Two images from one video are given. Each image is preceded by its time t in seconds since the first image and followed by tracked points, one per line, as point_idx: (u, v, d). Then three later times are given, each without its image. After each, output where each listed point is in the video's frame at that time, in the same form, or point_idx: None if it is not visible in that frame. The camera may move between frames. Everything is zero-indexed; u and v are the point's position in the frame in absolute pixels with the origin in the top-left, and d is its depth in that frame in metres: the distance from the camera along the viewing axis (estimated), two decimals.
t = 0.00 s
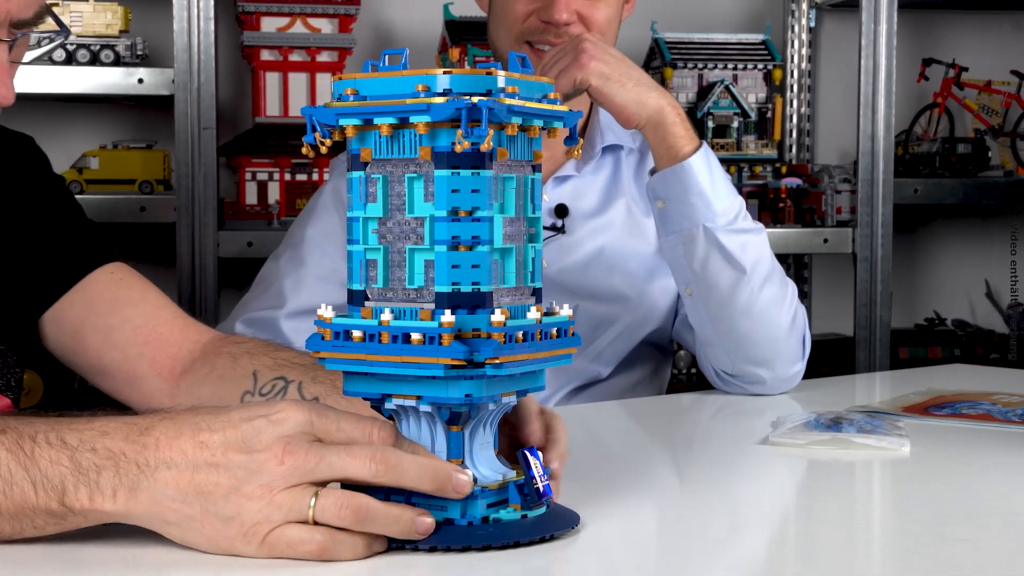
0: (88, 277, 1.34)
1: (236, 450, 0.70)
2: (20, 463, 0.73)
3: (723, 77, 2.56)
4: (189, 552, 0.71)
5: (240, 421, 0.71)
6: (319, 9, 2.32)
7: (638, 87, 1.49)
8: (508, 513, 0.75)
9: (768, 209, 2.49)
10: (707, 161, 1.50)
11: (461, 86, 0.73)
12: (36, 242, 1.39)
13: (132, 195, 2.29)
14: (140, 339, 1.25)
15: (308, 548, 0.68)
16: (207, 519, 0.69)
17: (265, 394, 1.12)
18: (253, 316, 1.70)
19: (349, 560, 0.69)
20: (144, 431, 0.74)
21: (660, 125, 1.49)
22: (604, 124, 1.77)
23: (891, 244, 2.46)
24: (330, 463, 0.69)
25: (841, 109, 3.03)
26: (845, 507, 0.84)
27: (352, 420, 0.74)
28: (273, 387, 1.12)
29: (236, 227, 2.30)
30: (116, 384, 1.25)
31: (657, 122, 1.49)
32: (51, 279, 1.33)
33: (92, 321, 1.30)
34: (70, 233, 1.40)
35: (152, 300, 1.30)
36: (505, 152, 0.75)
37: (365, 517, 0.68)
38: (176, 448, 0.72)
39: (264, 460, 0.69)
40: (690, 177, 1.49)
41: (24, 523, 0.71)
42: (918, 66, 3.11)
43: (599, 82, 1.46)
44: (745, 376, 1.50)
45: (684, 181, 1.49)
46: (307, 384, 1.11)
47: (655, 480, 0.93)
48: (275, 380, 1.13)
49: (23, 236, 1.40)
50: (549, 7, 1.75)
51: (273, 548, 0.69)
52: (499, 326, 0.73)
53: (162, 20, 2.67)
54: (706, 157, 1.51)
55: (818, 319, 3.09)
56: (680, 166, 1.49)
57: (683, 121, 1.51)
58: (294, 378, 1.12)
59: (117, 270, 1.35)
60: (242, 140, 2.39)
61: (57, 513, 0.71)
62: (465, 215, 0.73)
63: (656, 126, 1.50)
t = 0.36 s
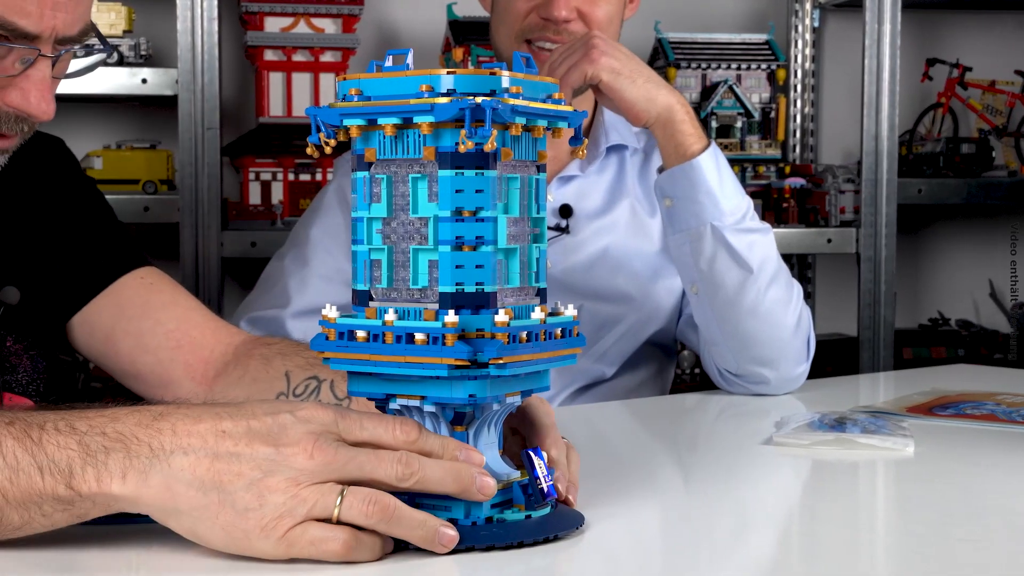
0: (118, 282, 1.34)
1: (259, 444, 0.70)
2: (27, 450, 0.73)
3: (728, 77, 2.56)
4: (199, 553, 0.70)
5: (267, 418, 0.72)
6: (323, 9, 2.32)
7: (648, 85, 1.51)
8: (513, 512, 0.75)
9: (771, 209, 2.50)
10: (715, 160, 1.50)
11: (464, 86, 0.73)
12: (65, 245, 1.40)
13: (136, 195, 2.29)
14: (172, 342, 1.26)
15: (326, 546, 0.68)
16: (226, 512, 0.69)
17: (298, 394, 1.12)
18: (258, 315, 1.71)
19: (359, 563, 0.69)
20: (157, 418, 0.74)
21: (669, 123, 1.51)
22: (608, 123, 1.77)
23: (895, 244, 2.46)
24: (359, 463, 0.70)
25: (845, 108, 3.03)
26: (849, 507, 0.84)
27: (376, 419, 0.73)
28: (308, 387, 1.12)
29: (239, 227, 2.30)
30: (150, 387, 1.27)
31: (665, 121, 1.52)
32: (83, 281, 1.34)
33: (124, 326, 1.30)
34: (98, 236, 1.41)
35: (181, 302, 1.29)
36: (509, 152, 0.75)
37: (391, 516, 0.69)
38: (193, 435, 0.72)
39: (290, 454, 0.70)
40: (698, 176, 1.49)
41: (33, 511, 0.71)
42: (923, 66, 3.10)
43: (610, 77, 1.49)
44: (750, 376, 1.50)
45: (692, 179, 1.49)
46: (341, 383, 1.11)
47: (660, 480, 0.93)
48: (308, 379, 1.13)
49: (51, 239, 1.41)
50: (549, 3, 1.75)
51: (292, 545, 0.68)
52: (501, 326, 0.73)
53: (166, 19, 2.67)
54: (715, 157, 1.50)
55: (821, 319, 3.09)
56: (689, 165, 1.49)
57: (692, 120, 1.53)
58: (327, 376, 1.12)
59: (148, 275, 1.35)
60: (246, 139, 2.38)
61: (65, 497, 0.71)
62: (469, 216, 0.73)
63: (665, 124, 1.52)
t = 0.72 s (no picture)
0: (116, 281, 1.34)
1: (268, 446, 0.71)
2: (53, 453, 0.73)
3: (729, 77, 2.56)
4: (211, 551, 0.70)
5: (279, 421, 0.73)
6: (325, 10, 2.33)
7: (657, 80, 1.50)
8: (516, 513, 0.76)
9: (773, 209, 2.51)
10: (722, 159, 1.50)
11: (464, 86, 0.73)
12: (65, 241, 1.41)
13: (138, 195, 2.29)
14: (166, 345, 1.26)
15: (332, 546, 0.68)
16: (240, 510, 0.69)
17: (285, 406, 1.10)
18: (261, 315, 1.71)
19: (368, 561, 0.69)
20: (181, 423, 0.75)
21: (675, 120, 1.50)
22: (610, 122, 1.77)
23: (898, 244, 2.45)
24: (366, 460, 0.70)
25: (847, 108, 3.02)
26: (851, 507, 0.84)
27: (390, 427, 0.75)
28: (294, 398, 1.10)
29: (241, 227, 2.30)
30: (146, 391, 1.27)
31: (672, 117, 1.51)
32: (82, 279, 1.34)
33: (120, 328, 1.30)
34: (99, 234, 1.41)
35: (175, 304, 1.30)
36: (510, 152, 0.75)
37: (395, 511, 0.68)
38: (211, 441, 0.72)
39: (302, 455, 0.70)
40: (704, 174, 1.49)
41: (54, 513, 0.70)
42: (924, 66, 3.10)
43: (621, 67, 1.48)
44: (753, 376, 1.50)
45: (698, 177, 1.49)
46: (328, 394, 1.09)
47: (663, 479, 0.94)
48: (294, 391, 1.11)
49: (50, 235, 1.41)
50: None
51: (300, 542, 0.69)
52: (504, 326, 0.73)
53: (168, 20, 2.67)
54: (721, 156, 1.50)
55: (823, 319, 3.09)
56: (695, 163, 1.49)
57: (699, 118, 1.52)
58: (313, 387, 1.10)
59: (143, 275, 1.35)
60: (248, 140, 2.42)
61: (89, 501, 0.70)
62: (471, 215, 0.73)
63: (671, 120, 1.51)
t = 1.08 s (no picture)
0: (121, 281, 1.35)
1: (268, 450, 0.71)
2: (58, 461, 0.73)
3: (731, 77, 2.55)
4: (216, 553, 0.71)
5: (274, 423, 0.72)
6: (326, 10, 2.33)
7: (668, 74, 1.53)
8: (517, 512, 0.76)
9: (775, 209, 2.50)
10: (730, 156, 1.51)
11: (465, 86, 0.73)
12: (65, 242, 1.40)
13: (139, 195, 2.29)
14: (169, 345, 1.27)
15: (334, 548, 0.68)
16: (243, 515, 0.69)
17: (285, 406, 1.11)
18: (261, 317, 1.71)
19: (368, 563, 0.69)
20: (182, 433, 0.74)
21: (685, 114, 1.52)
22: (608, 122, 1.77)
23: (899, 244, 2.45)
24: (366, 462, 0.70)
25: (849, 108, 3.02)
26: (852, 507, 0.84)
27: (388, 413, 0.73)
28: (293, 400, 1.11)
29: (243, 227, 2.30)
30: (150, 391, 1.27)
31: (682, 112, 1.52)
32: (88, 278, 1.34)
33: (125, 327, 1.31)
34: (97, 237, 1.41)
35: (182, 302, 1.31)
36: (511, 152, 0.75)
37: (396, 517, 0.68)
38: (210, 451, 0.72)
39: (300, 457, 0.70)
40: (712, 169, 1.50)
41: (59, 522, 0.70)
42: (926, 66, 3.10)
43: (633, 58, 1.52)
44: (753, 374, 1.50)
45: (706, 172, 1.50)
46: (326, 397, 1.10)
47: (663, 480, 0.94)
48: (294, 393, 1.12)
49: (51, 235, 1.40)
50: (542, 16, 1.75)
51: (305, 544, 0.69)
52: (505, 326, 0.73)
53: (168, 20, 2.68)
54: (730, 153, 1.51)
55: (825, 319, 3.09)
56: (703, 158, 1.50)
57: (708, 114, 1.53)
58: (314, 388, 1.11)
59: (149, 274, 1.36)
60: (250, 139, 2.40)
61: (93, 511, 0.70)
62: (472, 215, 0.73)
63: (681, 114, 1.52)
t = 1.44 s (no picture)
0: (140, 281, 1.37)
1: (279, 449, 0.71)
2: (60, 462, 0.73)
3: (731, 77, 2.56)
4: (225, 552, 0.71)
5: (283, 418, 0.73)
6: (326, 10, 2.33)
7: (655, 78, 1.53)
8: (523, 511, 0.76)
9: (776, 209, 2.50)
10: (720, 157, 1.51)
11: (472, 87, 0.73)
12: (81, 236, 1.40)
13: (140, 195, 2.29)
14: (186, 347, 1.29)
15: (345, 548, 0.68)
16: (253, 514, 0.69)
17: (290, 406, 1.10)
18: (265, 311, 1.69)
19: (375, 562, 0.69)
20: (186, 431, 0.75)
21: (672, 119, 1.52)
22: (616, 124, 1.78)
23: (899, 244, 2.45)
24: (377, 463, 0.71)
25: (849, 108, 3.02)
26: (853, 507, 0.84)
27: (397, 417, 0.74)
28: (299, 399, 1.11)
29: (244, 227, 2.30)
30: (169, 391, 1.31)
31: (669, 116, 1.52)
32: (110, 275, 1.37)
33: (142, 328, 1.33)
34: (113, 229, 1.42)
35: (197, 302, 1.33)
36: (517, 152, 0.75)
37: (408, 516, 0.69)
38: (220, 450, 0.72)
39: (311, 457, 0.70)
40: (703, 172, 1.50)
41: (62, 521, 0.70)
42: (926, 66, 3.11)
43: (621, 62, 1.52)
44: (752, 375, 1.50)
45: (697, 174, 1.51)
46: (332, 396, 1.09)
47: (666, 480, 0.93)
48: (301, 393, 1.11)
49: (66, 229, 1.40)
50: (566, 17, 1.74)
51: (315, 544, 0.69)
52: (513, 325, 0.73)
53: (169, 20, 2.68)
54: (721, 154, 1.52)
55: (825, 319, 3.09)
56: (694, 161, 1.50)
57: (698, 117, 1.53)
58: (319, 389, 1.11)
59: (166, 275, 1.38)
60: (250, 139, 2.41)
61: (98, 510, 0.71)
62: (480, 215, 0.73)
63: (668, 119, 1.52)
